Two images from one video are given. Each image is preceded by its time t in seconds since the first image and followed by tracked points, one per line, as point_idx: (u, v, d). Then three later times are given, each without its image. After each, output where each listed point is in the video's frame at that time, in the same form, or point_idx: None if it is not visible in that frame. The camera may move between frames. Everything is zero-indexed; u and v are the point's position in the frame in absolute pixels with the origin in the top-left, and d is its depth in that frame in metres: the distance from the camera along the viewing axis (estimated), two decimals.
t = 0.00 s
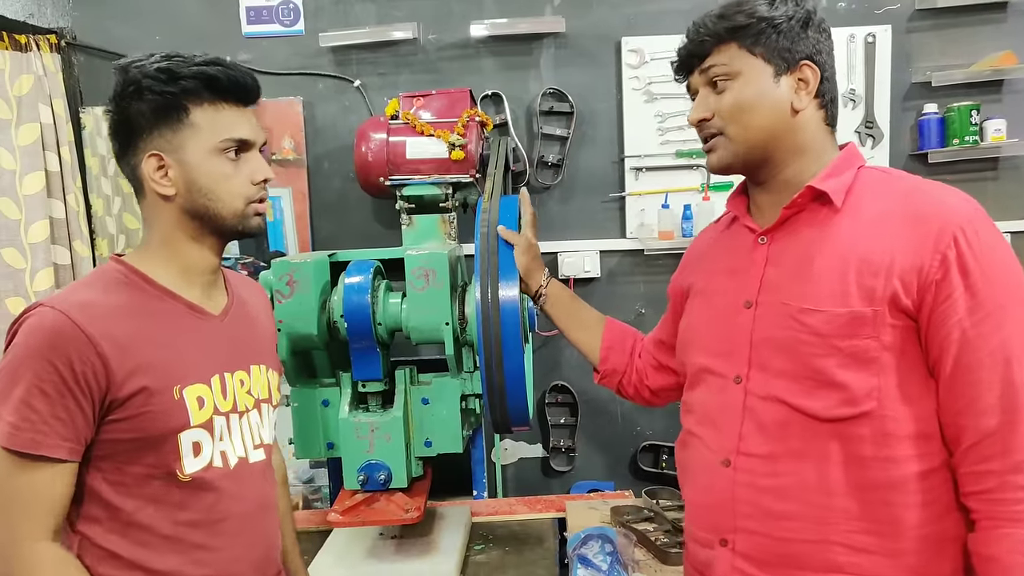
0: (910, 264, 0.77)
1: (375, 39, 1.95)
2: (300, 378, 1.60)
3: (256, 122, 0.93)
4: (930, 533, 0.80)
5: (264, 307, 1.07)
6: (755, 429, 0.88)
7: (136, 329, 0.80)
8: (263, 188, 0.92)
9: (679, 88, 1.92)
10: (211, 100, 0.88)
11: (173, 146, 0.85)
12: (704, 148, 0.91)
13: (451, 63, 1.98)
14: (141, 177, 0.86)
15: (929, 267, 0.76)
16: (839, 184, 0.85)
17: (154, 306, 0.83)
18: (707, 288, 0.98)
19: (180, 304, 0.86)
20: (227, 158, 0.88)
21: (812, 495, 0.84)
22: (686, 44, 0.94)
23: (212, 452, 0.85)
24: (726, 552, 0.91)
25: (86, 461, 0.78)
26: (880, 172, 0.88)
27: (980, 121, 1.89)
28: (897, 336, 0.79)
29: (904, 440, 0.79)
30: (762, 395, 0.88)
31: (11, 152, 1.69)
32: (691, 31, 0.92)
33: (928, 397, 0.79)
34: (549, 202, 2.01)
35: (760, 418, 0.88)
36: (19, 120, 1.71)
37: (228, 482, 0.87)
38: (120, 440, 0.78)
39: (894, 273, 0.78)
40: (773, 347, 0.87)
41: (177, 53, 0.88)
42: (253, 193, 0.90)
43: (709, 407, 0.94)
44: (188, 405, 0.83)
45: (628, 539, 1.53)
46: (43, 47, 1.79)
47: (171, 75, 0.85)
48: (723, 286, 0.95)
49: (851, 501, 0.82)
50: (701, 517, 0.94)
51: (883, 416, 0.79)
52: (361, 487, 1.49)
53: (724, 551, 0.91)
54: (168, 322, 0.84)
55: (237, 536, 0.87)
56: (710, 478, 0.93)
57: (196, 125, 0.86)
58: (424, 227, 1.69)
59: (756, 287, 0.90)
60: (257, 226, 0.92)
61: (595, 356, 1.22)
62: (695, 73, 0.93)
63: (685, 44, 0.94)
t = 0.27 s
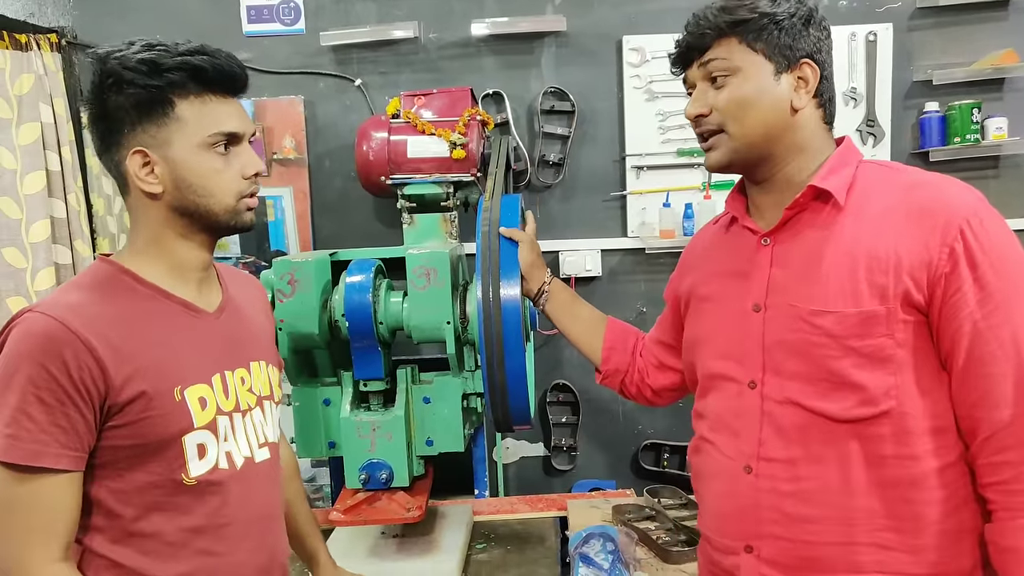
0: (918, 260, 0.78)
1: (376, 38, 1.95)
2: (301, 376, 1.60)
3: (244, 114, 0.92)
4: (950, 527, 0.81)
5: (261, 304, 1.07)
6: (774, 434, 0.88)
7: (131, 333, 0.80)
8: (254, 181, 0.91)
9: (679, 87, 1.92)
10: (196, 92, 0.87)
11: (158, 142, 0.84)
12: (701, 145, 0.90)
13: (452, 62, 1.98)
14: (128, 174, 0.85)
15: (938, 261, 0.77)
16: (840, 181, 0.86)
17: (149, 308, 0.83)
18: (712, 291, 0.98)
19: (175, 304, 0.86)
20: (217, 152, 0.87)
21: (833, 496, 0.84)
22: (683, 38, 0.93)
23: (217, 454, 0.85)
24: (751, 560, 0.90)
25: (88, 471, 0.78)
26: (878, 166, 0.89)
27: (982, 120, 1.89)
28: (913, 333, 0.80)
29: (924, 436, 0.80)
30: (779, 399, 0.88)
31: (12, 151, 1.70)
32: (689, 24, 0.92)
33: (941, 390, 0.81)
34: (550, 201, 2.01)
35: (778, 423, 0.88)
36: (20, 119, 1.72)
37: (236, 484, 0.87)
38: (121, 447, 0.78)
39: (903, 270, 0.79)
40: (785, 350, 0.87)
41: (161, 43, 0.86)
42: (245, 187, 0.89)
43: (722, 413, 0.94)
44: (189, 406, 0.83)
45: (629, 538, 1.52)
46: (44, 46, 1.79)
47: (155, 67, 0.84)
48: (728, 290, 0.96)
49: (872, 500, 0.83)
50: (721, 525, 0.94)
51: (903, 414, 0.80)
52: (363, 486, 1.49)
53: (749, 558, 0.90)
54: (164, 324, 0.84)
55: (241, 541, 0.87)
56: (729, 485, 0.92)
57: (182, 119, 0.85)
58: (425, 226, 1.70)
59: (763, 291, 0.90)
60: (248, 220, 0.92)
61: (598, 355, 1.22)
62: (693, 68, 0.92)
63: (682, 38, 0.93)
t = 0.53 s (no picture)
0: (926, 257, 0.80)
1: (377, 38, 1.95)
2: (301, 376, 1.60)
3: (225, 118, 0.90)
4: (963, 525, 0.81)
5: (257, 308, 1.07)
6: (788, 437, 0.88)
7: (129, 348, 0.79)
8: (241, 188, 0.91)
9: (679, 87, 1.92)
10: (173, 102, 0.84)
11: (139, 158, 0.83)
12: (719, 129, 0.89)
13: (453, 62, 1.98)
14: (109, 193, 0.83)
15: (946, 257, 0.78)
16: (847, 180, 0.86)
17: (145, 321, 0.83)
18: (719, 291, 0.98)
19: (170, 315, 0.86)
20: (200, 163, 0.86)
21: (848, 496, 0.85)
22: (722, 16, 0.90)
23: (219, 467, 0.86)
24: (767, 561, 0.91)
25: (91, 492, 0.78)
26: (883, 164, 0.89)
27: (983, 119, 1.89)
28: (921, 330, 0.81)
29: (936, 434, 0.81)
30: (793, 399, 0.88)
31: (14, 151, 1.71)
32: (731, 3, 0.89)
33: (950, 389, 0.81)
34: (551, 201, 2.01)
35: (793, 425, 0.88)
36: (22, 119, 1.73)
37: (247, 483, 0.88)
38: (123, 464, 0.78)
39: (911, 267, 0.80)
40: (797, 350, 0.88)
41: (130, 50, 0.83)
42: (232, 196, 0.89)
43: (735, 413, 0.95)
44: (192, 420, 0.83)
45: (630, 538, 1.52)
46: (45, 46, 1.80)
47: (127, 80, 0.81)
48: (735, 290, 0.96)
49: (886, 498, 0.84)
50: (738, 527, 0.94)
51: (914, 412, 0.81)
52: (364, 486, 1.49)
53: (764, 559, 0.91)
54: (162, 336, 0.84)
55: (244, 550, 0.88)
56: (744, 486, 0.92)
57: (163, 133, 0.83)
58: (426, 225, 1.70)
59: (772, 291, 0.91)
60: (238, 227, 0.92)
61: (599, 354, 1.22)
62: (726, 49, 0.90)
63: (721, 16, 0.91)
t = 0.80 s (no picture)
0: (935, 254, 0.80)
1: (375, 37, 1.95)
2: (301, 375, 1.60)
3: (220, 116, 0.90)
4: (968, 521, 0.82)
5: (254, 307, 1.07)
6: (794, 429, 0.89)
7: (128, 349, 0.79)
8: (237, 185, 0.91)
9: (678, 87, 1.93)
10: (168, 101, 0.84)
11: (134, 156, 0.82)
12: (734, 126, 0.89)
13: (452, 61, 1.98)
14: (104, 193, 0.83)
15: (955, 255, 0.78)
16: (859, 178, 0.87)
17: (142, 322, 0.82)
18: (729, 288, 0.99)
19: (168, 316, 0.86)
20: (196, 162, 0.86)
21: (854, 489, 0.85)
22: (745, 13, 0.91)
23: (218, 468, 0.86)
24: (769, 552, 0.92)
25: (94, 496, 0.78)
26: (895, 165, 0.90)
27: (980, 119, 1.90)
28: (928, 326, 0.81)
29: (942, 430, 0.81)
30: (800, 393, 0.89)
31: (12, 150, 1.71)
32: None
33: (956, 385, 0.81)
34: (550, 200, 2.01)
35: (798, 417, 0.89)
36: (19, 117, 1.73)
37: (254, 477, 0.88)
38: (125, 467, 0.78)
39: (920, 264, 0.81)
40: (808, 345, 0.88)
41: (123, 47, 0.82)
42: (228, 194, 0.89)
43: (743, 407, 0.96)
44: (192, 421, 0.83)
45: (628, 536, 1.52)
46: (43, 44, 1.80)
47: (121, 78, 0.81)
48: (746, 287, 0.97)
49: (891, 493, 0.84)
50: (741, 518, 0.95)
51: (921, 407, 0.81)
52: (362, 484, 1.50)
53: (767, 550, 0.92)
54: (160, 337, 0.84)
55: (241, 555, 0.88)
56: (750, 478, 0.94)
57: (158, 131, 0.83)
58: (425, 224, 1.70)
59: (782, 287, 0.92)
60: (234, 225, 0.92)
61: (599, 355, 1.23)
62: (746, 47, 0.90)
63: (744, 14, 0.91)
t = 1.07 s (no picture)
0: (943, 250, 0.80)
1: (375, 35, 1.95)
2: (299, 373, 1.60)
3: (223, 118, 0.90)
4: (974, 515, 0.82)
5: (256, 304, 1.07)
6: (800, 421, 0.90)
7: (128, 347, 0.79)
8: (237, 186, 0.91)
9: (677, 85, 1.93)
10: (170, 101, 0.84)
11: (135, 156, 0.82)
12: (756, 118, 0.88)
13: (451, 59, 1.98)
14: (103, 192, 0.83)
15: (963, 251, 0.79)
16: (868, 175, 0.87)
17: (143, 320, 0.82)
18: (737, 283, 0.99)
19: (169, 314, 0.86)
20: (197, 163, 0.86)
21: (859, 482, 0.85)
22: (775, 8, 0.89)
23: (218, 463, 0.86)
24: (773, 543, 0.92)
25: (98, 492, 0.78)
26: (904, 162, 0.90)
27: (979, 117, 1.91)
28: (935, 321, 0.82)
29: (949, 424, 0.81)
30: (806, 386, 0.89)
31: (10, 148, 1.71)
32: None
33: (963, 379, 0.81)
34: (548, 198, 2.01)
35: (803, 410, 0.89)
36: (17, 115, 1.73)
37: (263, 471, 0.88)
38: (127, 463, 0.78)
39: (928, 260, 0.81)
40: (816, 339, 0.88)
41: (127, 47, 0.82)
42: (229, 195, 0.89)
43: (749, 400, 0.96)
44: (193, 417, 0.83)
45: (627, 534, 1.52)
46: (41, 42, 1.79)
47: (123, 79, 0.80)
48: (753, 282, 0.97)
49: (897, 486, 0.84)
50: (745, 510, 0.95)
51: (926, 400, 0.81)
52: (361, 482, 1.50)
53: (770, 542, 0.92)
54: (161, 334, 0.83)
55: (236, 552, 0.87)
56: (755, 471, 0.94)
57: (159, 132, 0.83)
58: (423, 223, 1.69)
59: (789, 281, 0.92)
60: (234, 226, 0.92)
61: (599, 353, 1.22)
62: (774, 40, 0.89)
63: (776, 6, 0.89)
